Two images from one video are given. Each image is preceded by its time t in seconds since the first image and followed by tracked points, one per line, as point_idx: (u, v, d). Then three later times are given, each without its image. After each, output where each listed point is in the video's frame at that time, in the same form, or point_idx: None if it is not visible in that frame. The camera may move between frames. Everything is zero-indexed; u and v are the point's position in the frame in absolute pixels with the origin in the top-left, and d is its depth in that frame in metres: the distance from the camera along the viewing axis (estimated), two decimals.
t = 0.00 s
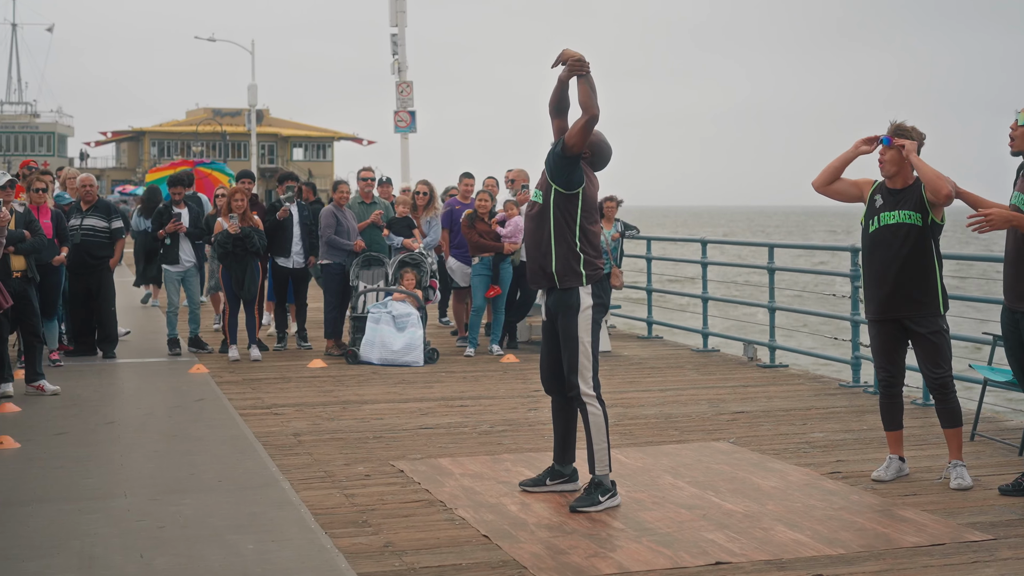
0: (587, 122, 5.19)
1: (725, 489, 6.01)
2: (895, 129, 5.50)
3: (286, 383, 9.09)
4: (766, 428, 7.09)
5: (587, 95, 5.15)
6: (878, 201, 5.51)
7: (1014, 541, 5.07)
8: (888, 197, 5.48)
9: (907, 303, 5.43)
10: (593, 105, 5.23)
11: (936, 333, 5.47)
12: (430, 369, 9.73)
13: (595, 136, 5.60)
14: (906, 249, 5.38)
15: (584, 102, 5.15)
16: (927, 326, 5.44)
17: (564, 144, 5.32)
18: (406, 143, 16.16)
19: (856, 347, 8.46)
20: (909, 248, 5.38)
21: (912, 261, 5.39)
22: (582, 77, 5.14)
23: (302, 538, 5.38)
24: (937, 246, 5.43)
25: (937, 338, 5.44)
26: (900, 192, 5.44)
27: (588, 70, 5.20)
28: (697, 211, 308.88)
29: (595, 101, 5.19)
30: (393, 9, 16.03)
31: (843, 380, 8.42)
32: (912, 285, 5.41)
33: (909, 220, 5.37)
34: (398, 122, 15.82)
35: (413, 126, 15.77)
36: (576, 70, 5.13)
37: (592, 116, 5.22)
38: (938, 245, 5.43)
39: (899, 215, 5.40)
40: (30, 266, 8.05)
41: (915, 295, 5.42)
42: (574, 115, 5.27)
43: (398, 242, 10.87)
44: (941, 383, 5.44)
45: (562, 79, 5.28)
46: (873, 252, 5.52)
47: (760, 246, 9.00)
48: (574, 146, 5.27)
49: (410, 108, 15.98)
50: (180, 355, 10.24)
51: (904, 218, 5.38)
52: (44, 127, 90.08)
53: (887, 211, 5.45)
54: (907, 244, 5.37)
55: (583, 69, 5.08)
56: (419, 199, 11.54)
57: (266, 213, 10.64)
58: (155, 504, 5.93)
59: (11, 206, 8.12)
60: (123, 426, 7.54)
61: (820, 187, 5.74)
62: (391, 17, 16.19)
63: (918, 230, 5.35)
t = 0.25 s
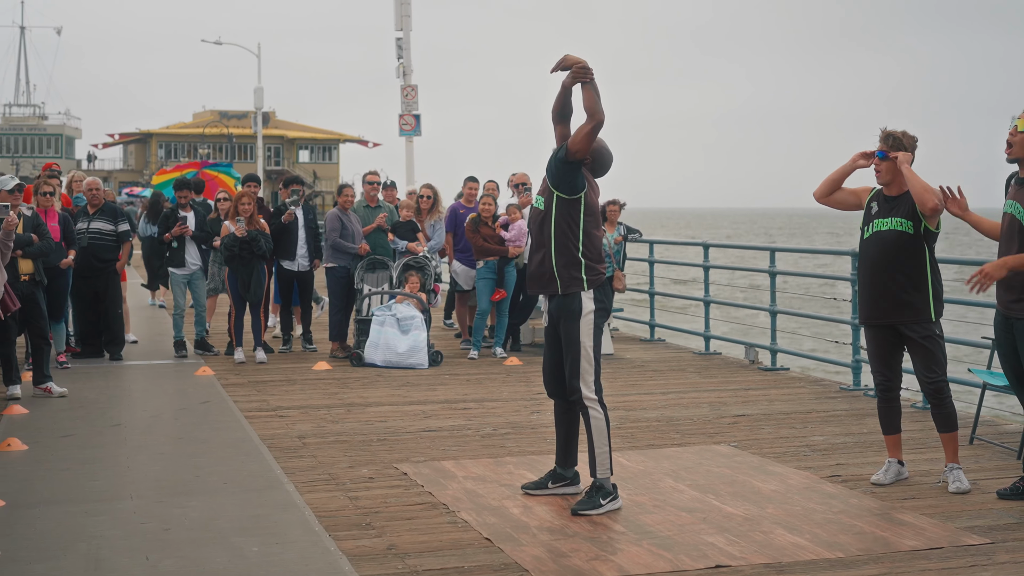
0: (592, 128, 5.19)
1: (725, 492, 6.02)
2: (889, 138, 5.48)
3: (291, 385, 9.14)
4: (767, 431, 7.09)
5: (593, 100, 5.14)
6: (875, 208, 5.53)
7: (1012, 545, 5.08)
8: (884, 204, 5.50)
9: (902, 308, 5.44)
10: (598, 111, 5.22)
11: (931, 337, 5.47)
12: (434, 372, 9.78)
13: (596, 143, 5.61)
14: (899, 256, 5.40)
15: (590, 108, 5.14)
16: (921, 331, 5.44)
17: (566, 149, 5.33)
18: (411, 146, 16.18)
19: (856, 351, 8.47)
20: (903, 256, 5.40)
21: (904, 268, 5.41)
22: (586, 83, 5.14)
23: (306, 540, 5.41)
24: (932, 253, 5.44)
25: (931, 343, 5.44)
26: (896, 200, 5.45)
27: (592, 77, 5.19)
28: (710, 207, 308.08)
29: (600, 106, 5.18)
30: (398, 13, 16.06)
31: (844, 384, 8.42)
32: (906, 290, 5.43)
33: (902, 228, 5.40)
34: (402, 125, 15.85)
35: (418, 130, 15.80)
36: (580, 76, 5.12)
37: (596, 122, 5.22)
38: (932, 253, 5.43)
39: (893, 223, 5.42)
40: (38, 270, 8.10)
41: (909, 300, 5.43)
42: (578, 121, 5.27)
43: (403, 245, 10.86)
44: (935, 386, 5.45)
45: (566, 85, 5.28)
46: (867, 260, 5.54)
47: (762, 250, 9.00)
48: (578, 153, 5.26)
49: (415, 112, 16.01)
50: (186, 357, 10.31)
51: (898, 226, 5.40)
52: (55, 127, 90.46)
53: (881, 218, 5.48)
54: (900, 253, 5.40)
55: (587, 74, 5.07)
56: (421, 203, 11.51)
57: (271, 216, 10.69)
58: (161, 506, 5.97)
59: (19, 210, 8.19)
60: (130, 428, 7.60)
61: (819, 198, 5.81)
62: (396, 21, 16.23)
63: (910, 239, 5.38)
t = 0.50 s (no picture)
0: (601, 134, 5.19)
1: (729, 495, 6.03)
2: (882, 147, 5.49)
3: (298, 387, 9.21)
4: (771, 434, 7.11)
5: (602, 105, 5.14)
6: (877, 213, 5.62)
7: (1014, 548, 5.09)
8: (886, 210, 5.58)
9: (902, 309, 5.50)
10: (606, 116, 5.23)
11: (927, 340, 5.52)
12: (440, 374, 9.83)
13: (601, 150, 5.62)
14: (901, 257, 5.49)
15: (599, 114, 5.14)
16: (915, 336, 5.51)
17: (574, 154, 5.33)
18: (418, 149, 16.23)
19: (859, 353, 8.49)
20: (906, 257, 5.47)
21: (907, 269, 5.49)
22: (594, 89, 5.14)
23: (313, 542, 5.45)
24: (935, 256, 5.50)
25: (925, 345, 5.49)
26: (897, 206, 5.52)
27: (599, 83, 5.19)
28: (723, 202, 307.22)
29: (609, 111, 5.18)
30: (405, 16, 16.11)
31: (848, 387, 8.43)
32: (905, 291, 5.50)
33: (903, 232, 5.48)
34: (409, 128, 15.90)
35: (425, 132, 15.85)
36: (588, 81, 5.12)
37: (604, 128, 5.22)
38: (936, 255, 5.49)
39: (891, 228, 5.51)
40: (48, 273, 8.17)
41: (907, 302, 5.50)
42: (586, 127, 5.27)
43: (409, 248, 10.94)
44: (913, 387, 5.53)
45: (574, 91, 5.28)
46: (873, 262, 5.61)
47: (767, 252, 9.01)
48: (586, 158, 5.26)
49: (422, 115, 16.06)
50: (195, 359, 10.40)
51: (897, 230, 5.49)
52: (67, 127, 90.85)
53: (886, 221, 5.54)
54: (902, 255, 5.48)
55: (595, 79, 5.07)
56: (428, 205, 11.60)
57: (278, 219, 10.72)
58: (170, 508, 6.03)
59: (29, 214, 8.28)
60: (140, 430, 7.67)
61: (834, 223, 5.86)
62: (403, 25, 16.28)
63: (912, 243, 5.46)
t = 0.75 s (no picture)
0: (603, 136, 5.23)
1: (732, 496, 6.05)
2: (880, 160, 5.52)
3: (305, 388, 9.25)
4: (774, 436, 7.12)
5: (606, 108, 5.17)
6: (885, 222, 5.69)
7: (1015, 550, 5.10)
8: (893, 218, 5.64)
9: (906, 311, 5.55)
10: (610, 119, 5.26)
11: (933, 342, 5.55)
12: (446, 375, 9.88)
13: (606, 154, 5.65)
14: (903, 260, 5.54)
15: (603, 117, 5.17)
16: (917, 338, 5.54)
17: (579, 157, 5.34)
18: (425, 152, 16.27)
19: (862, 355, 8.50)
20: (910, 260, 5.53)
21: (910, 272, 5.54)
22: (598, 92, 5.17)
23: (317, 544, 5.48)
24: (938, 260, 5.52)
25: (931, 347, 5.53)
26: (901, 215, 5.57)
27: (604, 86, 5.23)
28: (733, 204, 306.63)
29: (613, 114, 5.22)
30: (411, 19, 16.15)
31: (851, 388, 8.44)
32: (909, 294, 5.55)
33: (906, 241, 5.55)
34: (416, 131, 15.94)
35: (431, 135, 15.88)
36: (593, 84, 5.15)
37: (607, 131, 5.25)
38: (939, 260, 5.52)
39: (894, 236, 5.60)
40: (57, 276, 8.26)
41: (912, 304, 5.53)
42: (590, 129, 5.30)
43: (415, 251, 10.81)
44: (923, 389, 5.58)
45: (578, 94, 5.31)
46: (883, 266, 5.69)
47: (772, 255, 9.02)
48: (588, 160, 5.29)
49: (429, 118, 16.10)
50: (203, 360, 10.46)
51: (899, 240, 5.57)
52: (78, 130, 91.25)
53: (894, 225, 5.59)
54: (904, 260, 5.54)
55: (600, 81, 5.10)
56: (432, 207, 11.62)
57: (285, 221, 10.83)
58: (176, 509, 6.08)
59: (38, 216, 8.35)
60: (147, 431, 7.73)
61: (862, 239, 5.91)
62: (409, 28, 16.32)
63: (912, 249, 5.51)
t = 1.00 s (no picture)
0: (601, 136, 5.29)
1: (733, 496, 6.09)
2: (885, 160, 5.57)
3: (309, 389, 9.30)
4: (774, 436, 7.16)
5: (604, 108, 5.22)
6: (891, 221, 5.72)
7: (1014, 549, 5.14)
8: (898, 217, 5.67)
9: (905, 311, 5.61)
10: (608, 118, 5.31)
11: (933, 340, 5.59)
12: (449, 376, 9.92)
13: (607, 154, 5.70)
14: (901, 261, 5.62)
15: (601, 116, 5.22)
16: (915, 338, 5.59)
17: (581, 160, 5.39)
18: (428, 154, 16.33)
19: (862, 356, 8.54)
20: (909, 260, 5.59)
21: (907, 271, 5.61)
22: (598, 92, 5.22)
23: (321, 543, 5.52)
24: (938, 261, 5.56)
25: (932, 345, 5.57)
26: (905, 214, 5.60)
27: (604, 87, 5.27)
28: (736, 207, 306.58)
29: (611, 114, 5.27)
30: (414, 22, 16.21)
31: (852, 389, 8.47)
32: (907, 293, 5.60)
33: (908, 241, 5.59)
34: (419, 134, 16.00)
35: (434, 138, 15.94)
36: (593, 85, 5.20)
37: (606, 130, 5.31)
38: (938, 261, 5.56)
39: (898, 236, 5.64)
40: (63, 278, 8.29)
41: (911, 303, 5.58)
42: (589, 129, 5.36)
43: (419, 252, 10.98)
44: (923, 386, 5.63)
45: (579, 94, 5.37)
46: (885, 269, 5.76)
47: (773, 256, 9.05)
48: (588, 160, 5.35)
49: (432, 120, 16.15)
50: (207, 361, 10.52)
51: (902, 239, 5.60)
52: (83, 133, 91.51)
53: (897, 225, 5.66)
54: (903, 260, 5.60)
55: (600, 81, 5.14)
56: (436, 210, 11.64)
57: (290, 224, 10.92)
58: (181, 509, 6.12)
59: (44, 218, 8.42)
60: (153, 431, 7.78)
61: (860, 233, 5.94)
62: (412, 31, 16.38)
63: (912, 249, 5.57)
